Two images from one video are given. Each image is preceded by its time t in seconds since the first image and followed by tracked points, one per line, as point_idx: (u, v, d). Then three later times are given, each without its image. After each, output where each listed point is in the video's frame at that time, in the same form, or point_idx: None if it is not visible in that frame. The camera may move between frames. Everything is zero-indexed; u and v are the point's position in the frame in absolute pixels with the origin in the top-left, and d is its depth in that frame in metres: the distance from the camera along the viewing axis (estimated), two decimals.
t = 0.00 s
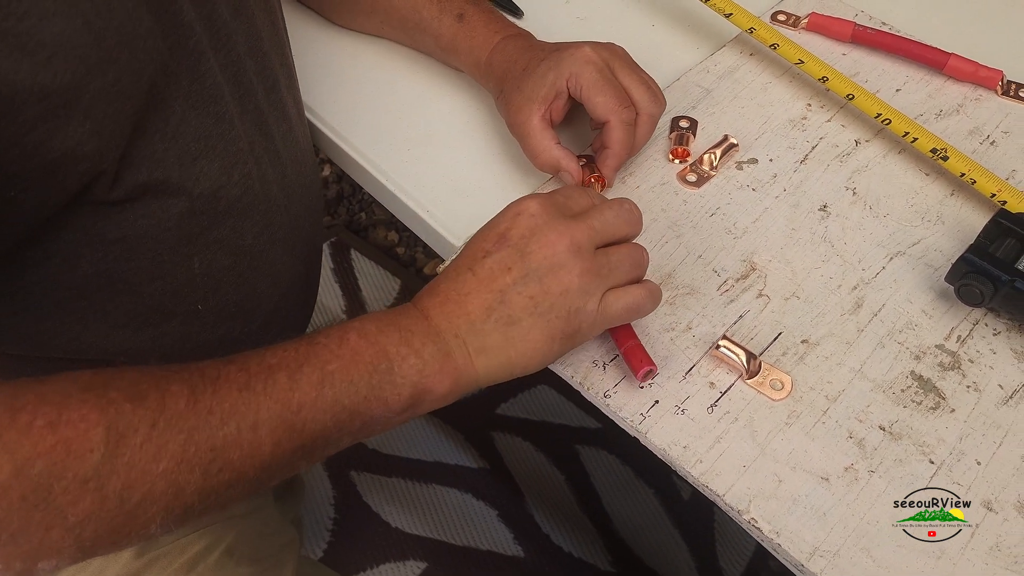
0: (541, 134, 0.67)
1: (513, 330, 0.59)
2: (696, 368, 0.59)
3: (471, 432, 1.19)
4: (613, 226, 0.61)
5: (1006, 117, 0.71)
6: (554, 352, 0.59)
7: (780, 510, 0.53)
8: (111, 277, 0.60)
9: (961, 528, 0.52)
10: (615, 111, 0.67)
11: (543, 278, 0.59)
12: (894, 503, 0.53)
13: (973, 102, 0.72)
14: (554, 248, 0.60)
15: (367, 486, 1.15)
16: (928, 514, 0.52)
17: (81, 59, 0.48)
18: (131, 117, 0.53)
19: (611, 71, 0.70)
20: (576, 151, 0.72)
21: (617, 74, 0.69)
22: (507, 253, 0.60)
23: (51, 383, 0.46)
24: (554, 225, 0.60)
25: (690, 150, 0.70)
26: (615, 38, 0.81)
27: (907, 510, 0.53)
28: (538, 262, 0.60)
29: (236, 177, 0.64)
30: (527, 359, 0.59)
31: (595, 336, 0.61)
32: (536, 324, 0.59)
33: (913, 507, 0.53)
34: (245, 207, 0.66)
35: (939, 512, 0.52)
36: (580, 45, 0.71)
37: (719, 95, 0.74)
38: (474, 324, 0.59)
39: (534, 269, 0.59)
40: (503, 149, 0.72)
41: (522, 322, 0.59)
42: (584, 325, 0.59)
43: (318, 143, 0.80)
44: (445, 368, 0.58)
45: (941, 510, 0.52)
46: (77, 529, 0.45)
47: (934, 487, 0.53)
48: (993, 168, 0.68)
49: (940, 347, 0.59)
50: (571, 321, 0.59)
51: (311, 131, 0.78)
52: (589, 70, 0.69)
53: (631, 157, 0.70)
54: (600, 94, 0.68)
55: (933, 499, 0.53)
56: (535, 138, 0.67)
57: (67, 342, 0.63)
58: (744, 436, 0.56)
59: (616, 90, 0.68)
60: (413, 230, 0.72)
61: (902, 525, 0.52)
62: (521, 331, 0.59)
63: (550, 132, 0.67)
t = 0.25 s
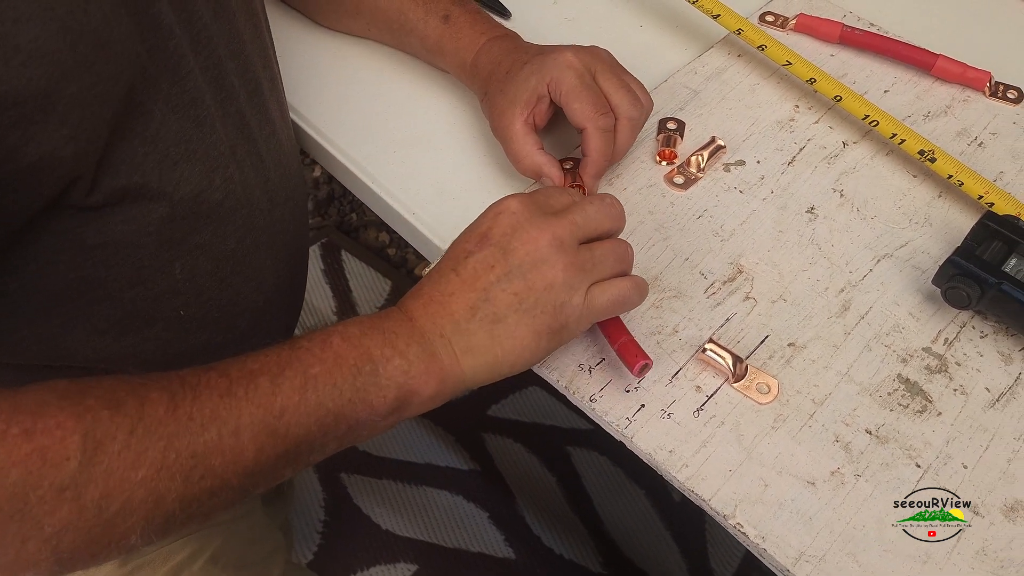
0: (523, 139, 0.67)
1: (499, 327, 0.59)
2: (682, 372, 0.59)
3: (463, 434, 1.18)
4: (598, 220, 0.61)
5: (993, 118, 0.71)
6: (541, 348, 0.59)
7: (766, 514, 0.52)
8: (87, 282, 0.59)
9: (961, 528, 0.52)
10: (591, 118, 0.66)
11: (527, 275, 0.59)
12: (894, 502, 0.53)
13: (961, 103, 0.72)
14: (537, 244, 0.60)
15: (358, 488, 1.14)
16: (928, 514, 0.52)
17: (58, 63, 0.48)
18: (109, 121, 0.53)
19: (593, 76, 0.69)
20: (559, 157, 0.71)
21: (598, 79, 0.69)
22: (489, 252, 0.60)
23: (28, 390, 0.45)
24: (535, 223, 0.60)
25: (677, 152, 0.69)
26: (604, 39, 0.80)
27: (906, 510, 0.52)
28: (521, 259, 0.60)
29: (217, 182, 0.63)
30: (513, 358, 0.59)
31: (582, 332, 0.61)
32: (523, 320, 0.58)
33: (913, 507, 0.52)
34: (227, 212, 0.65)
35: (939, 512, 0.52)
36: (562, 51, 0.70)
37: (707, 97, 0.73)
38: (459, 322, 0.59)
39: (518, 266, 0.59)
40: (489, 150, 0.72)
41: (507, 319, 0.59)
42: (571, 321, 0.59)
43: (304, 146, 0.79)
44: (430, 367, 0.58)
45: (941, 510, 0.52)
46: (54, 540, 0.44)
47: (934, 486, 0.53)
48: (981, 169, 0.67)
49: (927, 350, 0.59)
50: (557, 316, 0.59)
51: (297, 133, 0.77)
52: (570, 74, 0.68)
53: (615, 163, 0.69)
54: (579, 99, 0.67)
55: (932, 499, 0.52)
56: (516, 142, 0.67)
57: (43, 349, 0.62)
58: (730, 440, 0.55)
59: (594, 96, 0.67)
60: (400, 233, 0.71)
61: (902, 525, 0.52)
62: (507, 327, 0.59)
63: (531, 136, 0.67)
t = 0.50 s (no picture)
0: (506, 143, 0.67)
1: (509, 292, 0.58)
2: (670, 378, 0.58)
3: (455, 437, 1.18)
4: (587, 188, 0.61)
5: (983, 122, 0.70)
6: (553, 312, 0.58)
7: (754, 521, 0.52)
8: (66, 293, 0.59)
9: (961, 528, 0.52)
10: (573, 124, 0.66)
11: (527, 245, 0.59)
12: (894, 502, 0.53)
13: (950, 106, 0.72)
14: (535, 212, 0.59)
15: (350, 491, 1.13)
16: (928, 514, 0.52)
17: (34, 73, 0.47)
18: (89, 128, 0.52)
19: (578, 85, 0.68)
20: (541, 162, 0.71)
21: (583, 87, 0.68)
22: (488, 224, 0.59)
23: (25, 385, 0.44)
24: (531, 192, 0.60)
25: (666, 156, 0.69)
26: (593, 42, 0.80)
27: (907, 510, 0.52)
28: (523, 228, 0.59)
29: (199, 189, 0.63)
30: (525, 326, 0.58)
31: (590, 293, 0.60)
32: (528, 286, 0.58)
33: (913, 507, 0.52)
34: (210, 220, 0.65)
35: (939, 512, 0.52)
36: (545, 55, 0.70)
37: (695, 100, 0.73)
38: (466, 292, 0.57)
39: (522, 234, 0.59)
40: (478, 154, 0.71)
41: (515, 286, 0.58)
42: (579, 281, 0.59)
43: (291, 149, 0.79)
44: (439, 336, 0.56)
45: (941, 510, 0.52)
46: (63, 534, 0.43)
47: (933, 486, 0.53)
48: (969, 173, 0.67)
49: (916, 355, 0.59)
50: (564, 276, 0.59)
51: (284, 137, 0.77)
52: (554, 80, 0.68)
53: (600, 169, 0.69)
54: (563, 105, 0.67)
55: (933, 499, 0.52)
56: (500, 147, 0.67)
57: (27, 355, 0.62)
58: (718, 446, 0.55)
59: (579, 103, 0.67)
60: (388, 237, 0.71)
61: (902, 525, 0.52)
62: (515, 294, 0.58)
63: (515, 142, 0.67)
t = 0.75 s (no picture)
0: (513, 150, 0.66)
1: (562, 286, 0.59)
2: (667, 380, 0.58)
3: (454, 438, 1.18)
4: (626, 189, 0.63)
5: (980, 121, 0.70)
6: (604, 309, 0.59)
7: (751, 523, 0.52)
8: (58, 300, 0.59)
9: (961, 528, 0.51)
10: (580, 129, 0.66)
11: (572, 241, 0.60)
12: (893, 503, 0.52)
13: (948, 106, 0.71)
14: (579, 210, 0.61)
15: (347, 491, 1.11)
16: (928, 514, 0.52)
17: (30, 77, 0.47)
18: (82, 135, 0.52)
19: (575, 82, 0.68)
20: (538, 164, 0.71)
21: (581, 87, 0.68)
22: (535, 223, 0.61)
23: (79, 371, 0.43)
24: (573, 193, 0.62)
25: (663, 156, 0.69)
26: (589, 41, 0.80)
27: (906, 510, 0.52)
28: (570, 224, 0.61)
29: (192, 195, 0.62)
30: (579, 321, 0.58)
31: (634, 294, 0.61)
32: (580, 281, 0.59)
33: (913, 507, 0.52)
34: (203, 225, 0.65)
35: (939, 512, 0.52)
36: (541, 57, 0.69)
37: (692, 100, 0.73)
38: (522, 287, 0.58)
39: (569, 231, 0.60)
40: (474, 155, 0.71)
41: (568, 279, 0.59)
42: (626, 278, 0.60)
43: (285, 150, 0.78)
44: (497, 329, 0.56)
45: (941, 510, 0.52)
46: (128, 515, 0.40)
47: (933, 486, 0.53)
48: (967, 173, 0.67)
49: (913, 355, 0.58)
50: (614, 272, 0.60)
51: (278, 137, 0.76)
52: (554, 82, 0.68)
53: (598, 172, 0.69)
54: (564, 108, 0.67)
55: (933, 499, 0.52)
56: (505, 153, 0.66)
57: (21, 357, 0.62)
58: (715, 449, 0.55)
59: (581, 104, 0.67)
60: (384, 239, 0.70)
61: (902, 525, 0.52)
62: (569, 287, 0.58)
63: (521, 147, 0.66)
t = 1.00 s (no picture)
0: (502, 126, 0.67)
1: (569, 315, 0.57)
2: (667, 381, 0.58)
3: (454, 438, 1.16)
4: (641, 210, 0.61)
5: (980, 121, 0.70)
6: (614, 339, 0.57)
7: (751, 525, 0.51)
8: (59, 307, 0.59)
9: (961, 529, 0.51)
10: (569, 117, 0.65)
11: (587, 267, 0.58)
12: (893, 503, 0.52)
13: (948, 106, 0.71)
14: (593, 234, 0.59)
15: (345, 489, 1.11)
16: (928, 514, 0.52)
17: (33, 88, 0.46)
18: (81, 145, 0.51)
19: (573, 71, 0.68)
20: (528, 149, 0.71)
21: (579, 77, 0.68)
22: (546, 246, 0.59)
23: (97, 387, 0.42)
24: (585, 216, 0.60)
25: (662, 156, 0.69)
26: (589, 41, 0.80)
27: (906, 510, 0.52)
28: (582, 250, 0.58)
29: (191, 202, 0.62)
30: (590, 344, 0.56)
31: (644, 317, 0.59)
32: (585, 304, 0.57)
33: (913, 507, 0.52)
34: (202, 232, 0.64)
35: (939, 512, 0.52)
36: (542, 40, 0.69)
37: (692, 100, 0.73)
38: (529, 315, 0.57)
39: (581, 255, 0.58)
40: (475, 153, 0.71)
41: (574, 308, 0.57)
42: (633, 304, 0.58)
43: (284, 150, 0.78)
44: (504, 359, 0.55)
45: (941, 510, 0.52)
46: (137, 537, 0.40)
47: (933, 486, 0.53)
48: (967, 173, 0.67)
49: (914, 356, 0.58)
50: (623, 300, 0.58)
51: (277, 137, 0.76)
52: (550, 69, 0.67)
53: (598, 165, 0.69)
54: (558, 95, 0.66)
55: (932, 499, 0.52)
56: (494, 130, 0.67)
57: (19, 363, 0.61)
58: (715, 450, 0.54)
59: (575, 93, 0.67)
60: (384, 239, 0.70)
61: (902, 525, 0.51)
62: (577, 317, 0.57)
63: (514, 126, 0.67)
